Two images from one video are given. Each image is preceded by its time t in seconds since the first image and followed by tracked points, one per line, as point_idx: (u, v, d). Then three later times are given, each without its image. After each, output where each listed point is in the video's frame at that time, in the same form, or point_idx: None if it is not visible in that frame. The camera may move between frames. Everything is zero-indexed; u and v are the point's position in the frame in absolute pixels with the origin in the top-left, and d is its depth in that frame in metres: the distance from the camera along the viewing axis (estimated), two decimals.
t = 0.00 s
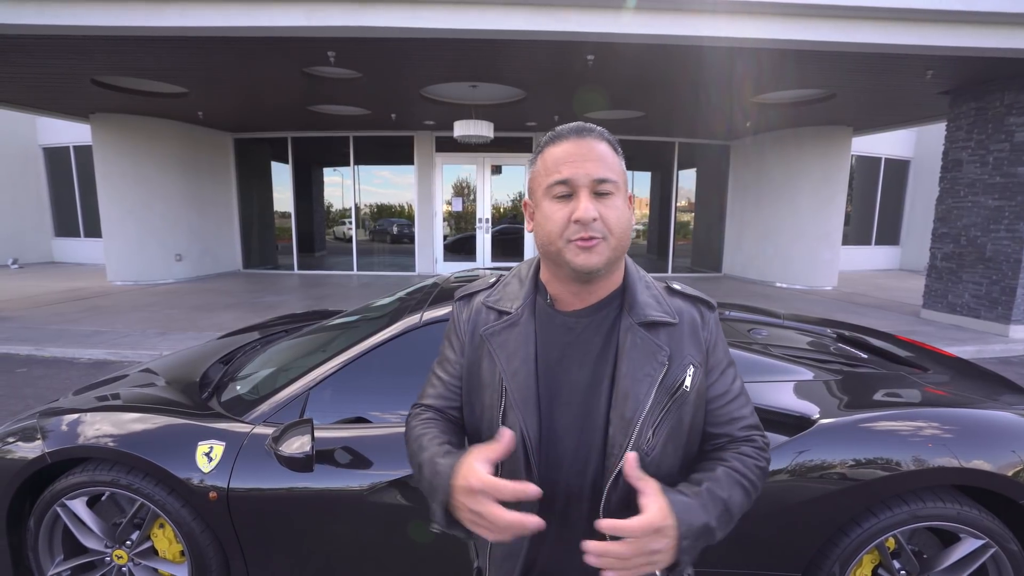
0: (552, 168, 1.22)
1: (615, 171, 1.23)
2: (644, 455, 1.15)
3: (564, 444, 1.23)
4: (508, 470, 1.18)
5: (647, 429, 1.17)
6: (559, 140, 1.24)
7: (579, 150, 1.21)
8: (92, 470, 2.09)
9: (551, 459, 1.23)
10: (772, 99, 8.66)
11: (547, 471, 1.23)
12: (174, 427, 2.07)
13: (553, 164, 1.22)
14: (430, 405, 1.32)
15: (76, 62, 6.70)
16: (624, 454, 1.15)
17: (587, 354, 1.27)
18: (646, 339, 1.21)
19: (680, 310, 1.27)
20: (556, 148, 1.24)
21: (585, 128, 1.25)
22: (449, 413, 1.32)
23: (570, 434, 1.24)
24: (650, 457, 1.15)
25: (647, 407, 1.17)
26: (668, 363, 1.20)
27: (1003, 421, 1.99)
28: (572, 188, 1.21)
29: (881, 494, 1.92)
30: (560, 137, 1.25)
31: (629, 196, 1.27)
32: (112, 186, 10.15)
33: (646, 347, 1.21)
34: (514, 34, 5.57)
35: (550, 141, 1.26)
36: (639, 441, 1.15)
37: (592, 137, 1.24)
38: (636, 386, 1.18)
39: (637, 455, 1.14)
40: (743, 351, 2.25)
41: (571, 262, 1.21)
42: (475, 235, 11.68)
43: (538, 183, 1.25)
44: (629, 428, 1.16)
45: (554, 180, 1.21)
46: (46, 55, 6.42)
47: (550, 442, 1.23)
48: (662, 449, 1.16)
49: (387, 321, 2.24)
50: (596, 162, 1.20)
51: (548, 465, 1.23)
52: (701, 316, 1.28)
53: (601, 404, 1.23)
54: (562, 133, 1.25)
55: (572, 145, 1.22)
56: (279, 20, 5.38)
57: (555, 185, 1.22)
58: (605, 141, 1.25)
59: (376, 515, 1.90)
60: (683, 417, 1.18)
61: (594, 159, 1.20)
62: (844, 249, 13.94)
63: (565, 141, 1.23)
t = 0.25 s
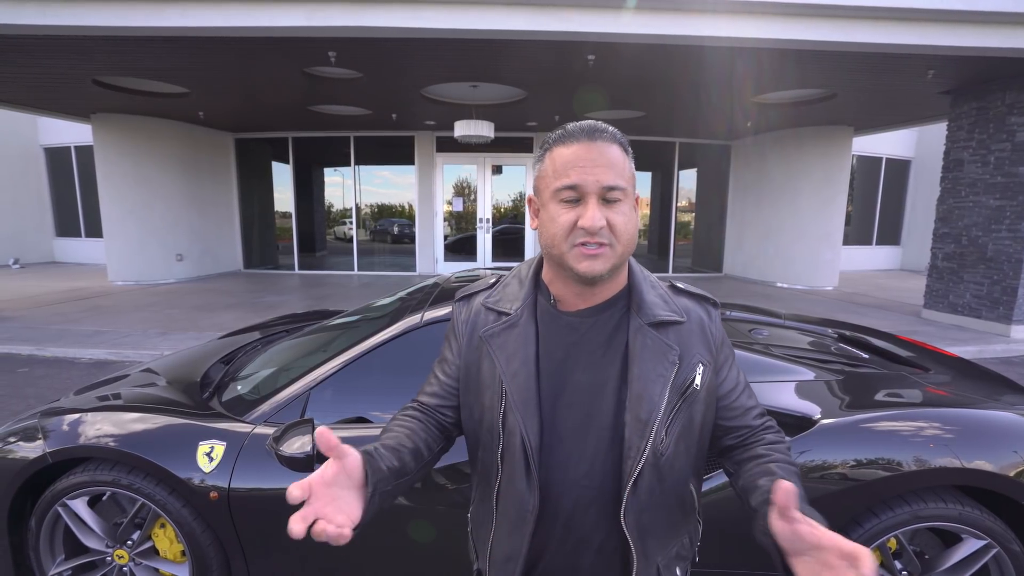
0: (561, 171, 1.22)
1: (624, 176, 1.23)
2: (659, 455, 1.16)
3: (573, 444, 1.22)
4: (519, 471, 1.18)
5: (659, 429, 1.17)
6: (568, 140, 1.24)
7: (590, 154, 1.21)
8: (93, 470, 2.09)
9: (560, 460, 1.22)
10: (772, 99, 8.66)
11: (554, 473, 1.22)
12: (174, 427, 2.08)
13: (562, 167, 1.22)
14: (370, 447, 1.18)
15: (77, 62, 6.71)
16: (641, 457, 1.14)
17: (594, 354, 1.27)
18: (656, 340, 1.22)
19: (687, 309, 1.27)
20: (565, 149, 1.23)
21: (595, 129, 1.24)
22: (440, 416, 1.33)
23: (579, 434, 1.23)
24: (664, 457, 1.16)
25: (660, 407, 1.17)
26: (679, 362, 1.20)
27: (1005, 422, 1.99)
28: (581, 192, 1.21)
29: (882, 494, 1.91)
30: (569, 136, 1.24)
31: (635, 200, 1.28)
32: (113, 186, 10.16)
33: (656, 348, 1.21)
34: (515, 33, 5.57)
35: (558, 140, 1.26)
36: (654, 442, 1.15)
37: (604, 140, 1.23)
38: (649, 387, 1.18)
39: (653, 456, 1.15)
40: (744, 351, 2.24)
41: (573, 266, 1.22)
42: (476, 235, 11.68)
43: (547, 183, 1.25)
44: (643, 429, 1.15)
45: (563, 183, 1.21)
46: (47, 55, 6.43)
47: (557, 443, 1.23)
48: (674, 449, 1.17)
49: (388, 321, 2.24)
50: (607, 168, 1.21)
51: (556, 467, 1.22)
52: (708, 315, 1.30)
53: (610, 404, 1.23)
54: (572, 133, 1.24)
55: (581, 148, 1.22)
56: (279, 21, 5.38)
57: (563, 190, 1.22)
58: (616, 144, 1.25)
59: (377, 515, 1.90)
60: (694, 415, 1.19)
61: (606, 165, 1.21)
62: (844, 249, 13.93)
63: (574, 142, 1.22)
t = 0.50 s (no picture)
0: (560, 172, 1.22)
1: (624, 177, 1.23)
2: (663, 458, 1.16)
3: (575, 446, 1.22)
4: (519, 473, 1.17)
5: (663, 433, 1.16)
6: (566, 140, 1.23)
7: (590, 154, 1.20)
8: (94, 469, 2.09)
9: (560, 463, 1.21)
10: (773, 99, 8.65)
11: (556, 476, 1.21)
12: (175, 427, 2.07)
13: (560, 168, 1.21)
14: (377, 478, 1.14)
15: (78, 62, 6.72)
16: (644, 461, 1.14)
17: (596, 357, 1.26)
18: (659, 343, 1.21)
19: (690, 311, 1.27)
20: (564, 150, 1.23)
21: (595, 128, 1.24)
22: (442, 418, 1.33)
23: (581, 437, 1.22)
24: (667, 460, 1.16)
25: (663, 410, 1.17)
26: (683, 365, 1.20)
27: (1007, 422, 1.98)
28: (579, 194, 1.21)
29: (884, 495, 1.91)
30: (568, 136, 1.24)
31: (636, 199, 1.27)
32: (114, 186, 10.17)
33: (660, 351, 1.20)
34: (515, 33, 5.57)
35: (557, 140, 1.26)
36: (657, 445, 1.15)
37: (603, 139, 1.23)
38: (653, 390, 1.17)
39: (656, 460, 1.15)
40: (745, 350, 2.24)
41: (573, 269, 1.22)
42: (476, 235, 11.68)
43: (545, 185, 1.25)
44: (646, 433, 1.15)
45: (561, 185, 1.21)
46: (49, 55, 6.44)
47: (559, 446, 1.22)
48: (677, 451, 1.17)
49: (388, 321, 2.23)
50: (606, 168, 1.20)
51: (557, 471, 1.21)
52: (711, 317, 1.29)
53: (613, 407, 1.22)
54: (571, 132, 1.24)
55: (580, 149, 1.21)
56: (280, 21, 5.38)
57: (562, 191, 1.22)
58: (615, 143, 1.24)
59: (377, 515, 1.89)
60: (697, 418, 1.19)
61: (605, 165, 1.20)
62: (846, 249, 13.92)
63: (573, 142, 1.22)
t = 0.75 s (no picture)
0: (557, 175, 1.22)
1: (623, 178, 1.22)
2: (659, 459, 1.16)
3: (572, 447, 1.22)
4: (515, 474, 1.18)
5: (661, 433, 1.16)
6: (563, 143, 1.23)
7: (587, 157, 1.20)
8: (95, 469, 2.09)
9: (558, 464, 1.22)
10: (774, 99, 8.65)
11: (553, 477, 1.22)
12: (176, 427, 2.08)
13: (558, 171, 1.21)
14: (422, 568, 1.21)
15: (80, 63, 6.73)
16: (639, 462, 1.15)
17: (594, 357, 1.26)
18: (657, 344, 1.21)
19: (689, 312, 1.26)
20: (561, 152, 1.22)
21: (591, 130, 1.23)
22: (444, 424, 1.33)
23: (579, 437, 1.22)
24: (664, 461, 1.16)
25: (660, 411, 1.17)
26: (680, 367, 1.20)
27: (1007, 422, 1.98)
28: (577, 198, 1.21)
29: (884, 495, 1.91)
30: (565, 138, 1.23)
31: (635, 200, 1.27)
32: (115, 186, 10.18)
33: (657, 352, 1.20)
34: (515, 33, 5.57)
35: (554, 143, 1.25)
36: (654, 445, 1.15)
37: (600, 141, 1.22)
38: (649, 391, 1.17)
39: (651, 460, 1.15)
40: (746, 350, 2.24)
41: (573, 271, 1.22)
42: (477, 235, 11.68)
43: (543, 189, 1.25)
44: (643, 434, 1.15)
45: (559, 189, 1.21)
46: (49, 56, 6.44)
47: (558, 447, 1.22)
48: (673, 452, 1.17)
49: (389, 321, 2.23)
50: (604, 171, 1.20)
51: (555, 473, 1.22)
52: (710, 318, 1.28)
53: (611, 408, 1.22)
54: (567, 135, 1.23)
55: (577, 151, 1.21)
56: (280, 21, 5.38)
57: (560, 195, 1.21)
58: (612, 144, 1.24)
59: (378, 515, 1.89)
60: (693, 419, 1.19)
61: (603, 167, 1.20)
62: (846, 249, 13.91)
63: (570, 145, 1.22)
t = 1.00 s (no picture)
0: (545, 186, 1.22)
1: (610, 182, 1.22)
2: (659, 453, 1.15)
3: (573, 441, 1.22)
4: (518, 471, 1.17)
5: (661, 427, 1.16)
6: (547, 153, 1.23)
7: (573, 165, 1.20)
8: (96, 469, 2.09)
9: (559, 459, 1.21)
10: (775, 98, 8.64)
11: (555, 472, 1.21)
12: (177, 427, 2.08)
13: (545, 181, 1.21)
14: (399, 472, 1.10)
15: (82, 63, 6.75)
16: (641, 456, 1.14)
17: (593, 353, 1.26)
18: (655, 339, 1.21)
19: (685, 307, 1.26)
20: (547, 162, 1.22)
21: (574, 136, 1.22)
22: (437, 410, 1.29)
23: (579, 433, 1.22)
24: (664, 454, 1.16)
25: (659, 405, 1.17)
26: (678, 361, 1.20)
27: (1009, 422, 1.98)
28: (566, 206, 1.21)
29: (886, 495, 1.90)
30: (548, 148, 1.23)
31: (624, 202, 1.27)
32: (115, 186, 10.19)
33: (654, 347, 1.20)
34: (515, 33, 5.56)
35: (537, 153, 1.25)
36: (654, 440, 1.15)
37: (585, 146, 1.21)
38: (649, 385, 1.17)
39: (652, 454, 1.15)
40: (747, 351, 2.24)
41: (569, 281, 1.22)
42: (477, 235, 11.68)
43: (531, 201, 1.25)
44: (644, 428, 1.15)
45: (548, 199, 1.21)
46: (50, 56, 6.45)
47: (559, 442, 1.22)
48: (673, 446, 1.17)
49: (390, 321, 2.23)
50: (591, 177, 1.20)
51: (557, 468, 1.21)
52: (706, 312, 1.28)
53: (611, 402, 1.22)
54: (550, 144, 1.23)
55: (562, 159, 1.20)
56: (281, 21, 5.38)
57: (549, 204, 1.21)
58: (598, 148, 1.23)
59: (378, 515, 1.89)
60: (692, 412, 1.19)
61: (588, 174, 1.20)
62: (847, 249, 13.91)
63: (555, 154, 1.21)
